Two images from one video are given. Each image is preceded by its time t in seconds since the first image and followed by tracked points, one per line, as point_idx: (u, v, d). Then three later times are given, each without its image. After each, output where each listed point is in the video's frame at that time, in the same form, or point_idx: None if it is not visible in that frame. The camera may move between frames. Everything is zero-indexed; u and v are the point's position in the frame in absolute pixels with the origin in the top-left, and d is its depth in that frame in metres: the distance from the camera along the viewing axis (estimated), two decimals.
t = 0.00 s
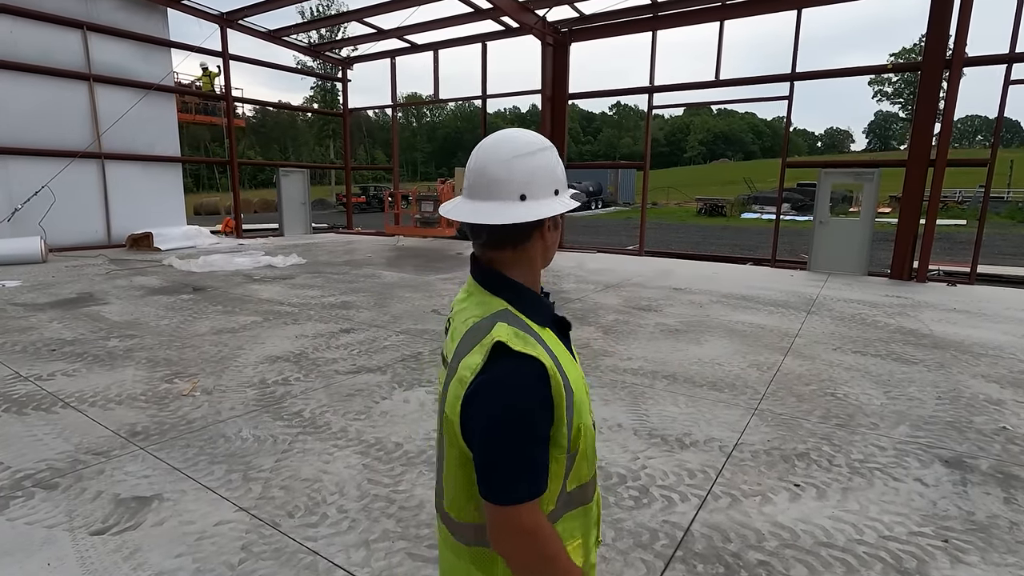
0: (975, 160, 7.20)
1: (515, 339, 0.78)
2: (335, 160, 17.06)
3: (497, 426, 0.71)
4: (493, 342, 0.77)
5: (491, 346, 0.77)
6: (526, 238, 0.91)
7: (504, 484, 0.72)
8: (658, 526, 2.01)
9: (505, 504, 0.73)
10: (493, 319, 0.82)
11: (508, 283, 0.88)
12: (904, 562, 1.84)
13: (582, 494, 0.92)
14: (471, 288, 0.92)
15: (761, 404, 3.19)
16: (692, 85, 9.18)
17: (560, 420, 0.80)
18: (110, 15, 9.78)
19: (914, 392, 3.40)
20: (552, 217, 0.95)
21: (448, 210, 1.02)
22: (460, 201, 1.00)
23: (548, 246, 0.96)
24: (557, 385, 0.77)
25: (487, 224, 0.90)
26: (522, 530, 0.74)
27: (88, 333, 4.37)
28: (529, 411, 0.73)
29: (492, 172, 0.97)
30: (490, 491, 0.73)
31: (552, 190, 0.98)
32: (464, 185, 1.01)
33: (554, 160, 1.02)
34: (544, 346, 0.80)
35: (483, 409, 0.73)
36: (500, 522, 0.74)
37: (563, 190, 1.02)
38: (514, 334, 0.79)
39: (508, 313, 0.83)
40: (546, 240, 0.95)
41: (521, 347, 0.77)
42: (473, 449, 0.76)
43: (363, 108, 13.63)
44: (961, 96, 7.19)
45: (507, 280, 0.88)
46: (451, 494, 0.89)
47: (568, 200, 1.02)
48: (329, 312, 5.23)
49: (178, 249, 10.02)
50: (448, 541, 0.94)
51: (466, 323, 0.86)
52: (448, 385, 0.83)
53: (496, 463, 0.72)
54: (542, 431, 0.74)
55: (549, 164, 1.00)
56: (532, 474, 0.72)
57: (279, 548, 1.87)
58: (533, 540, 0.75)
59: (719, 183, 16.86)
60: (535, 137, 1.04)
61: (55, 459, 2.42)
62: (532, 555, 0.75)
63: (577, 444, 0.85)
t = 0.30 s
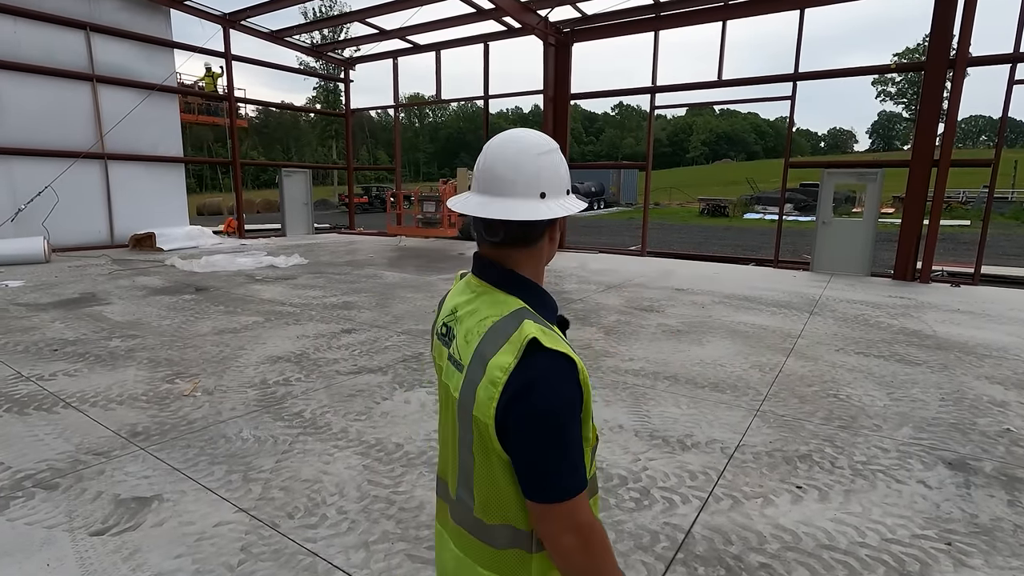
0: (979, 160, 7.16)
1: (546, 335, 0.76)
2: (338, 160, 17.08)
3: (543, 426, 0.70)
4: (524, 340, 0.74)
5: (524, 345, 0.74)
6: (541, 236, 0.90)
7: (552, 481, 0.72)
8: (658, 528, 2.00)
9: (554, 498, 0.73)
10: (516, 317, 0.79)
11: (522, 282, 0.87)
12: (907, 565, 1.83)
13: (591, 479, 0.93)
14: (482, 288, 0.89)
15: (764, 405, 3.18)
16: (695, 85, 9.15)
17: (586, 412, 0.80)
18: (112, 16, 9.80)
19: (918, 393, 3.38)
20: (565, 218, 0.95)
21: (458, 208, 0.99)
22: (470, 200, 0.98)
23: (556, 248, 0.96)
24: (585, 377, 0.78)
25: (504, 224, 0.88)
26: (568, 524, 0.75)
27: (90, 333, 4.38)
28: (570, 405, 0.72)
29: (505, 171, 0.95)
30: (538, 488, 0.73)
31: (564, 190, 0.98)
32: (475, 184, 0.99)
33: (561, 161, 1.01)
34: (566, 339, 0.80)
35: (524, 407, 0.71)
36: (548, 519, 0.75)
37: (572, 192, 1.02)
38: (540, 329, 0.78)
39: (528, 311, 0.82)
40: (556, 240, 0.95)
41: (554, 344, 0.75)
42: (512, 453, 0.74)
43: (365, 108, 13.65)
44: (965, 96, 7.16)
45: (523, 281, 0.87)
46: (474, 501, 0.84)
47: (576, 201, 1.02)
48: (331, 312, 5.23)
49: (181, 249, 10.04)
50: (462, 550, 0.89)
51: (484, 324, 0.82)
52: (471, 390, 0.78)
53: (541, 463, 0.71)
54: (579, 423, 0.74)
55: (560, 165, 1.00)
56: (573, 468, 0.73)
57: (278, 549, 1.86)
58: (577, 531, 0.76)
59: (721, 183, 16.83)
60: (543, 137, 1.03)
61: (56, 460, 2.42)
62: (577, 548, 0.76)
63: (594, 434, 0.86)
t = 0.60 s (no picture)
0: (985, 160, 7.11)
1: (531, 339, 0.75)
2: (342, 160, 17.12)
3: (521, 432, 0.69)
4: (510, 344, 0.73)
5: (508, 348, 0.73)
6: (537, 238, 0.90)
7: (532, 489, 0.71)
8: (658, 531, 1.99)
9: (532, 506, 0.72)
10: (503, 319, 0.79)
11: (513, 285, 0.86)
12: (908, 569, 1.81)
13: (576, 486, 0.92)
14: (473, 287, 0.88)
15: (765, 407, 3.16)
16: (700, 85, 9.12)
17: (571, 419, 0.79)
18: (117, 17, 9.85)
19: (921, 395, 3.35)
20: (562, 222, 0.94)
21: (455, 205, 0.99)
22: (467, 198, 0.97)
23: (551, 252, 0.95)
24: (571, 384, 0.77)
25: (499, 223, 0.87)
26: (545, 531, 0.74)
27: (92, 333, 4.39)
28: (554, 412, 0.71)
29: (503, 172, 0.95)
30: (517, 493, 0.72)
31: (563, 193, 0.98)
32: (473, 182, 0.98)
33: (563, 164, 1.00)
34: (553, 345, 0.79)
35: (504, 412, 0.70)
36: (526, 526, 0.74)
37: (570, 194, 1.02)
38: (526, 333, 0.77)
39: (517, 314, 0.81)
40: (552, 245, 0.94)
41: (540, 348, 0.74)
42: (491, 457, 0.73)
43: (369, 109, 13.70)
44: (970, 97, 7.12)
45: (514, 283, 0.86)
46: (455, 504, 0.84)
47: (576, 206, 1.00)
48: (333, 312, 5.23)
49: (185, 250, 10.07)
50: (442, 552, 0.89)
51: (471, 325, 0.81)
52: (455, 391, 0.77)
53: (519, 469, 0.70)
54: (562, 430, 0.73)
55: (561, 168, 1.00)
56: (552, 475, 0.72)
57: (276, 549, 1.86)
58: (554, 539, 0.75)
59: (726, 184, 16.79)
60: (547, 138, 1.02)
61: (56, 459, 2.43)
62: (555, 556, 0.75)
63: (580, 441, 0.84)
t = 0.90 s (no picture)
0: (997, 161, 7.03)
1: (504, 352, 0.74)
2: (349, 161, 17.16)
3: (484, 445, 0.68)
4: (481, 354, 0.72)
5: (480, 359, 0.73)
6: (522, 247, 0.89)
7: (495, 504, 0.70)
8: (658, 535, 1.97)
9: (496, 523, 0.70)
10: (481, 329, 0.78)
11: (498, 293, 0.85)
12: None
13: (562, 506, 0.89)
14: (458, 294, 0.87)
15: (770, 409, 3.13)
16: (707, 86, 9.09)
17: (548, 436, 0.77)
18: (127, 19, 9.93)
19: (929, 399, 3.31)
20: (549, 232, 0.92)
21: (441, 213, 0.99)
22: (455, 207, 0.98)
23: (542, 259, 0.93)
24: (546, 403, 0.74)
25: (481, 234, 0.87)
26: (511, 549, 0.72)
27: (100, 333, 4.43)
28: (521, 431, 0.69)
29: (491, 180, 0.95)
30: (480, 507, 0.70)
31: (553, 198, 0.96)
32: (461, 188, 0.98)
33: (555, 168, 0.99)
34: (531, 359, 0.77)
35: (469, 423, 0.69)
36: (489, 543, 0.72)
37: (563, 200, 1.00)
38: (501, 344, 0.75)
39: (497, 323, 0.80)
40: (539, 255, 0.93)
41: (513, 364, 0.73)
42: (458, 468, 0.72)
43: (376, 110, 13.73)
44: (981, 96, 7.05)
45: (499, 292, 0.84)
46: (430, 508, 0.84)
47: (568, 212, 0.98)
48: (338, 313, 5.25)
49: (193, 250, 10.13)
50: (420, 554, 0.89)
51: (452, 331, 0.81)
52: (431, 397, 0.77)
53: (483, 482, 0.69)
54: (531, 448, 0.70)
55: (552, 173, 0.98)
56: (516, 493, 0.70)
57: (275, 550, 1.86)
58: (519, 557, 0.72)
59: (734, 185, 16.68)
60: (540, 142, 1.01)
61: (61, 458, 2.45)
62: None
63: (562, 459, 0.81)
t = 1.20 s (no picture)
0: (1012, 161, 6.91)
1: (466, 345, 0.73)
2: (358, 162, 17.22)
3: (442, 439, 0.67)
4: (443, 346, 0.72)
5: (441, 351, 0.72)
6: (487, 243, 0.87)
7: (456, 499, 0.68)
8: (659, 537, 1.95)
9: (456, 518, 0.69)
10: (444, 323, 0.77)
11: (472, 289, 0.83)
12: None
13: (544, 506, 0.86)
14: (432, 292, 0.87)
15: (776, 412, 3.09)
16: (716, 86, 9.03)
17: (518, 432, 0.75)
18: (139, 22, 10.05)
19: (940, 402, 3.26)
20: (519, 226, 0.90)
21: (412, 209, 0.99)
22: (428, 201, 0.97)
23: (513, 256, 0.91)
24: (511, 396, 0.73)
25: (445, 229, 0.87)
26: (475, 547, 0.70)
27: (109, 331, 4.48)
28: (481, 425, 0.67)
29: (461, 172, 0.93)
30: (442, 502, 0.69)
31: (523, 196, 0.93)
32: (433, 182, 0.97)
33: (531, 164, 0.97)
34: (498, 353, 0.75)
35: (430, 416, 0.69)
36: (453, 539, 0.70)
37: (537, 197, 0.96)
38: (466, 338, 0.75)
39: (463, 317, 0.79)
40: (509, 251, 0.90)
41: (472, 355, 0.72)
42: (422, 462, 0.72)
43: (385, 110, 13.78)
44: (996, 95, 6.94)
45: (472, 288, 0.83)
46: (407, 504, 0.84)
47: (540, 210, 0.95)
48: (344, 312, 5.26)
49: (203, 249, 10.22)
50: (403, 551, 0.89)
51: (422, 326, 0.82)
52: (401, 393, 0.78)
53: (444, 477, 0.68)
54: (494, 444, 0.69)
55: (523, 170, 0.95)
56: (478, 489, 0.68)
57: (274, 549, 1.86)
58: (485, 556, 0.70)
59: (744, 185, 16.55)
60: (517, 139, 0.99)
61: (66, 455, 2.47)
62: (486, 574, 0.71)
63: (537, 456, 0.79)
